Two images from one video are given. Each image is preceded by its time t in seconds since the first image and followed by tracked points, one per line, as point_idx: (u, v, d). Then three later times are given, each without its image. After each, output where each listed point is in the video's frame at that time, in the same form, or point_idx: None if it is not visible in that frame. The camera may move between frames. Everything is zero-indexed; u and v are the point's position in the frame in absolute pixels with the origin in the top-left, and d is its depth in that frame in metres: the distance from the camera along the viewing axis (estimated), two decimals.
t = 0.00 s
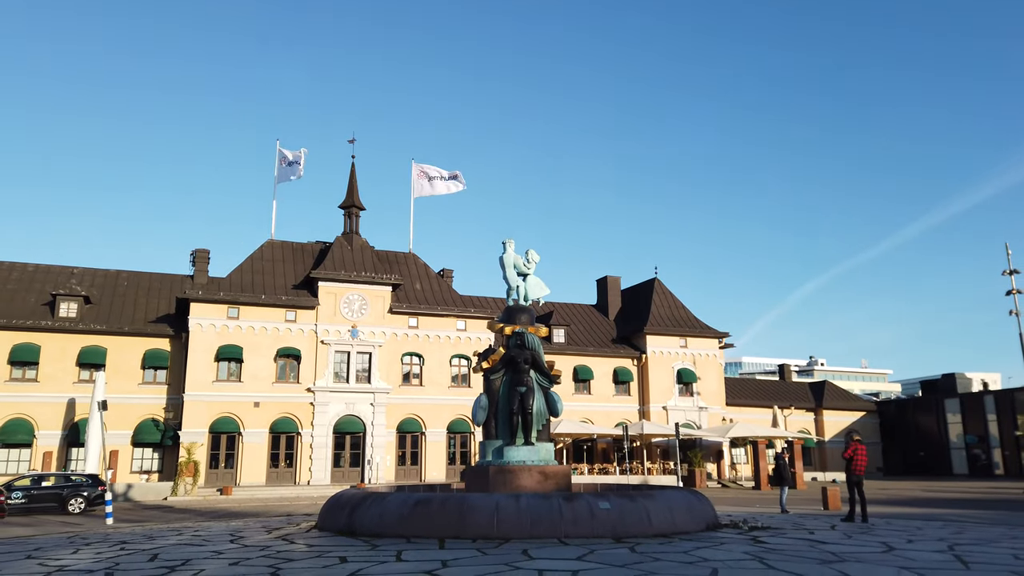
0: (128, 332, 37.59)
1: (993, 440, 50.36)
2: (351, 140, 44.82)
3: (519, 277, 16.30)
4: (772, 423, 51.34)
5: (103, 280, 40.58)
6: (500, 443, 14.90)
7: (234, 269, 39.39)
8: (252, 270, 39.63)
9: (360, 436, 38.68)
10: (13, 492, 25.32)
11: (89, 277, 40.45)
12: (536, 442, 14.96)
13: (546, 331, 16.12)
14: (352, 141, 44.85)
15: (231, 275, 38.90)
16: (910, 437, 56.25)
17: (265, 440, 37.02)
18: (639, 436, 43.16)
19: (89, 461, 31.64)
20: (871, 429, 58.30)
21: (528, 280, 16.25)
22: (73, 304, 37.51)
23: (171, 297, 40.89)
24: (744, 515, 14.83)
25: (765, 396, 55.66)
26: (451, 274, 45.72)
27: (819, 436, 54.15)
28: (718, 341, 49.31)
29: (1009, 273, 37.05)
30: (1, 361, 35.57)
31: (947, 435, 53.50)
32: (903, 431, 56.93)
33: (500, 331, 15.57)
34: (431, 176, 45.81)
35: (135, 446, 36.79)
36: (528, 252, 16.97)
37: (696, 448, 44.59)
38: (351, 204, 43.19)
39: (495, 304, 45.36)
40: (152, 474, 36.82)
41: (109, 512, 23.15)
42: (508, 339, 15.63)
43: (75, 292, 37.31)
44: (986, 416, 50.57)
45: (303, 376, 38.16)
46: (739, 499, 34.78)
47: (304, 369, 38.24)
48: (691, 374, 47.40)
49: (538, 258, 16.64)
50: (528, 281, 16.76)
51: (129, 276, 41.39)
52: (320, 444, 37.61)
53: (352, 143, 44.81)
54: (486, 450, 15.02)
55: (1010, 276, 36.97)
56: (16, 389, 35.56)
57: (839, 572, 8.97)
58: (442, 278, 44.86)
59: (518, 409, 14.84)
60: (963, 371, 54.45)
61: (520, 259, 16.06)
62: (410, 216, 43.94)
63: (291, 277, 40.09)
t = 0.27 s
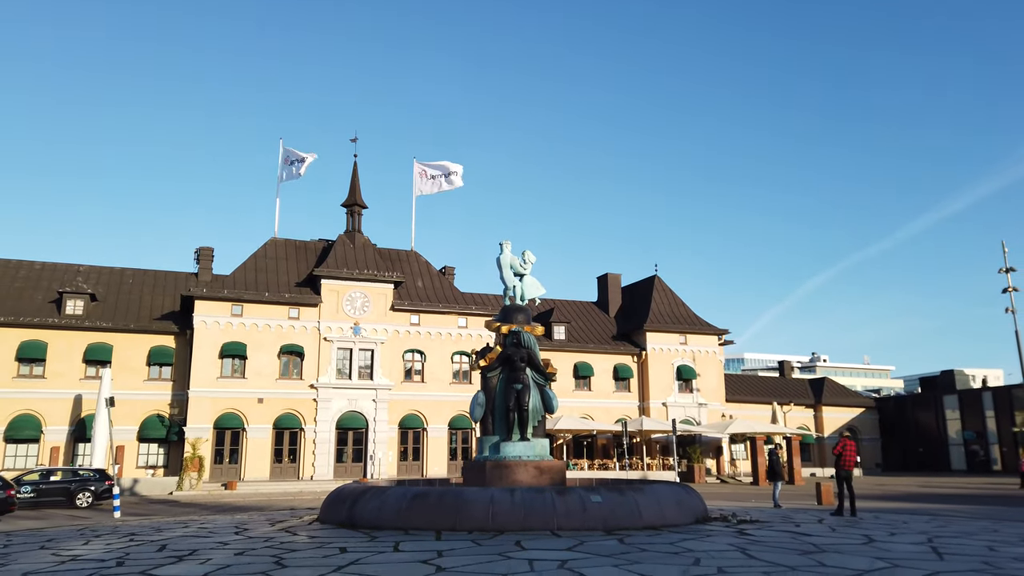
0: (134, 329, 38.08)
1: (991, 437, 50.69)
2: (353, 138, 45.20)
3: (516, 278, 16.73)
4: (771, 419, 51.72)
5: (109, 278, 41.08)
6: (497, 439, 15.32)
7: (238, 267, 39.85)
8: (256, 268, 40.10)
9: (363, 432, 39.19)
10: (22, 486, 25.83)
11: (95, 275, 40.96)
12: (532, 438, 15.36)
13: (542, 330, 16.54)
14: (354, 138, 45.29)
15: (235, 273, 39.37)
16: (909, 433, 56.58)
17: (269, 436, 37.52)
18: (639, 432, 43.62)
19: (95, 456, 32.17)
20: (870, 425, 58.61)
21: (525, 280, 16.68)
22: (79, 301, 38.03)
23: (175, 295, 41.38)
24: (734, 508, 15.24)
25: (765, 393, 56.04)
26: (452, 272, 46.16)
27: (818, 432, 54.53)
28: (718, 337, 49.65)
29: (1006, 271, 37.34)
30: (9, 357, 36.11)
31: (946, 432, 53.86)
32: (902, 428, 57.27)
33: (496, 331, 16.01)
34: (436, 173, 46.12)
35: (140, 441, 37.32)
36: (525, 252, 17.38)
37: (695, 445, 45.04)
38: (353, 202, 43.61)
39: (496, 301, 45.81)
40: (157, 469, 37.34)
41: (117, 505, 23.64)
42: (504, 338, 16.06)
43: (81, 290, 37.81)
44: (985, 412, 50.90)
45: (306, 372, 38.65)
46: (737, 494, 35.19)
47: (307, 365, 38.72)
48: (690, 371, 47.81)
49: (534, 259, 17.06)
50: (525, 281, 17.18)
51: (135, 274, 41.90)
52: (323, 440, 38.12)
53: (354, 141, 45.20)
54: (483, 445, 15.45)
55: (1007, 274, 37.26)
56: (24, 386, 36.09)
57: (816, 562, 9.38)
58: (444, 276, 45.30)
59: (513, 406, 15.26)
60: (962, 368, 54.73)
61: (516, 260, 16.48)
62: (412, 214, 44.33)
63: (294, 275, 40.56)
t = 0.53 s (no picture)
0: (139, 327, 38.60)
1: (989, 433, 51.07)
2: (355, 137, 45.49)
3: (512, 279, 17.18)
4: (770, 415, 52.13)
5: (114, 276, 41.61)
6: (494, 436, 15.76)
7: (241, 265, 40.35)
8: (260, 266, 40.60)
9: (365, 428, 39.70)
10: (31, 481, 26.36)
11: (101, 273, 41.49)
12: (527, 435, 15.81)
13: (538, 330, 16.99)
14: (355, 138, 45.65)
15: (238, 271, 39.86)
16: (908, 429, 56.98)
17: (273, 432, 38.05)
18: (638, 429, 44.05)
19: (102, 451, 32.73)
20: (869, 422, 58.92)
21: (521, 282, 17.13)
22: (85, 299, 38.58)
23: (180, 292, 41.91)
24: (724, 503, 15.68)
25: (764, 389, 56.46)
26: (454, 270, 46.62)
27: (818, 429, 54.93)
28: (717, 334, 50.05)
29: (1002, 269, 37.68)
30: (17, 354, 36.66)
31: (944, 428, 54.24)
32: (901, 424, 57.66)
33: (493, 331, 16.45)
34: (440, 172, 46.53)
35: (146, 437, 37.87)
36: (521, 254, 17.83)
37: (694, 441, 45.49)
38: (355, 201, 44.06)
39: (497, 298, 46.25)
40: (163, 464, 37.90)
41: (124, 500, 24.19)
42: (501, 338, 16.50)
43: (87, 288, 38.33)
44: (982, 409, 51.27)
45: (309, 369, 39.15)
46: (735, 489, 35.63)
47: (310, 362, 39.22)
48: (690, 368, 48.23)
49: (531, 260, 17.51)
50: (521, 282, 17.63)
51: (140, 272, 42.44)
52: (326, 436, 38.64)
53: (357, 140, 45.52)
54: (480, 442, 15.89)
55: (1003, 272, 37.59)
56: (32, 382, 36.64)
57: (795, 554, 9.80)
58: (446, 274, 45.76)
59: (510, 404, 15.71)
60: (961, 365, 55.09)
61: (513, 262, 16.93)
62: (413, 212, 44.77)
63: (297, 273, 41.05)
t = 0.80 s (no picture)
0: (146, 325, 39.16)
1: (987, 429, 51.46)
2: (360, 138, 45.64)
3: (510, 278, 17.66)
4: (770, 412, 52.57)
5: (121, 274, 42.18)
6: (492, 430, 16.24)
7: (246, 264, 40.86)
8: (264, 265, 41.13)
9: (368, 425, 40.22)
10: (41, 476, 26.90)
11: (108, 272, 42.06)
12: (524, 430, 16.30)
13: (534, 328, 17.46)
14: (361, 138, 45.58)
15: (243, 270, 40.39)
16: (907, 426, 57.39)
17: (277, 428, 38.59)
18: (639, 425, 44.53)
19: (110, 447, 33.30)
20: (869, 419, 59.18)
21: (519, 281, 17.60)
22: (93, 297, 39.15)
23: (185, 291, 42.46)
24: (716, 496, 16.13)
25: (764, 386, 56.90)
26: (456, 268, 47.11)
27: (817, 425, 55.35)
28: (717, 332, 50.47)
29: (998, 267, 38.02)
30: (26, 352, 37.25)
31: (943, 424, 54.64)
32: (900, 421, 58.07)
33: (491, 328, 16.91)
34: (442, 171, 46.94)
35: (153, 433, 38.43)
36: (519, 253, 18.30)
37: (693, 437, 45.95)
38: (358, 200, 44.54)
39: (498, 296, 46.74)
40: (170, 460, 38.47)
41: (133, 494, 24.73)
42: (499, 335, 16.96)
43: (95, 286, 38.90)
44: (981, 405, 51.66)
45: (313, 367, 39.68)
46: (733, 485, 36.08)
47: (314, 360, 39.75)
48: (690, 365, 48.67)
49: (528, 260, 17.99)
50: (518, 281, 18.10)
51: (146, 271, 43.00)
52: (330, 432, 39.19)
53: (361, 140, 45.62)
54: (478, 436, 16.37)
55: (999, 270, 37.95)
56: (40, 379, 37.22)
57: (776, 541, 10.26)
58: (448, 272, 46.26)
59: (507, 399, 16.18)
60: (960, 362, 55.47)
61: (511, 261, 17.40)
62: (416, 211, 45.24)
63: (301, 271, 41.56)
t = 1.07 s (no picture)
0: (152, 322, 39.74)
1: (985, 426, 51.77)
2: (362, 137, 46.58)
3: (508, 277, 18.16)
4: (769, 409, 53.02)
5: (128, 272, 42.76)
6: (490, 426, 16.74)
7: (250, 262, 41.39)
8: (269, 263, 41.67)
9: (372, 421, 40.77)
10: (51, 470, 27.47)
11: (115, 270, 42.64)
12: (522, 426, 16.80)
13: (532, 326, 17.95)
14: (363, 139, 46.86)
15: (248, 268, 40.93)
16: (906, 422, 57.75)
17: (282, 424, 39.16)
18: (639, 421, 45.00)
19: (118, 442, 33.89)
20: (868, 416, 59.61)
21: (516, 280, 18.11)
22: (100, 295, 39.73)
23: (191, 288, 43.02)
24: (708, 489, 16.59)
25: (764, 383, 57.34)
26: (458, 265, 47.61)
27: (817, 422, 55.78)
28: (717, 329, 50.89)
29: (994, 265, 38.39)
30: (34, 349, 37.85)
31: (942, 421, 54.97)
32: (900, 418, 58.43)
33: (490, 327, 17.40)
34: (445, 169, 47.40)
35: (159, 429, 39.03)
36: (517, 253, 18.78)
37: (693, 433, 46.41)
38: (361, 199, 45.04)
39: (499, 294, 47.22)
40: (176, 455, 39.06)
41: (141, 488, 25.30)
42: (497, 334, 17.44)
43: (102, 284, 39.46)
44: (979, 402, 51.98)
45: (317, 363, 40.23)
46: (731, 481, 36.55)
47: (317, 357, 40.30)
48: (690, 362, 49.12)
49: (526, 259, 18.48)
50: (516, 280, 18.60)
51: (152, 269, 43.56)
52: (333, 428, 39.74)
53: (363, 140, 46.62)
54: (477, 431, 16.87)
55: (995, 268, 38.30)
56: (48, 376, 37.84)
57: (759, 531, 10.72)
58: (450, 270, 46.77)
59: (506, 396, 16.68)
60: (959, 359, 55.79)
61: (509, 261, 17.89)
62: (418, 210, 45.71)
63: (305, 269, 42.09)
